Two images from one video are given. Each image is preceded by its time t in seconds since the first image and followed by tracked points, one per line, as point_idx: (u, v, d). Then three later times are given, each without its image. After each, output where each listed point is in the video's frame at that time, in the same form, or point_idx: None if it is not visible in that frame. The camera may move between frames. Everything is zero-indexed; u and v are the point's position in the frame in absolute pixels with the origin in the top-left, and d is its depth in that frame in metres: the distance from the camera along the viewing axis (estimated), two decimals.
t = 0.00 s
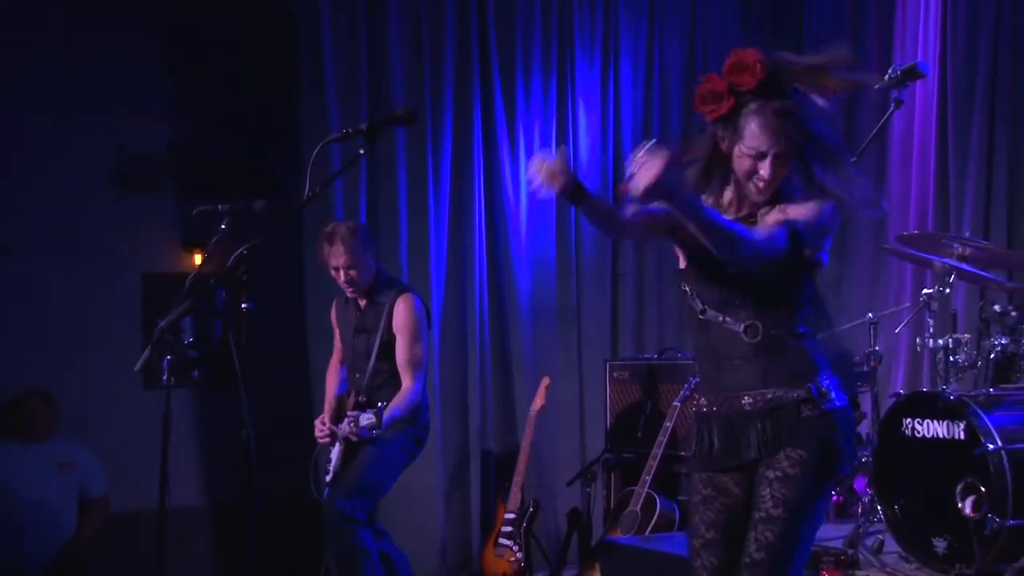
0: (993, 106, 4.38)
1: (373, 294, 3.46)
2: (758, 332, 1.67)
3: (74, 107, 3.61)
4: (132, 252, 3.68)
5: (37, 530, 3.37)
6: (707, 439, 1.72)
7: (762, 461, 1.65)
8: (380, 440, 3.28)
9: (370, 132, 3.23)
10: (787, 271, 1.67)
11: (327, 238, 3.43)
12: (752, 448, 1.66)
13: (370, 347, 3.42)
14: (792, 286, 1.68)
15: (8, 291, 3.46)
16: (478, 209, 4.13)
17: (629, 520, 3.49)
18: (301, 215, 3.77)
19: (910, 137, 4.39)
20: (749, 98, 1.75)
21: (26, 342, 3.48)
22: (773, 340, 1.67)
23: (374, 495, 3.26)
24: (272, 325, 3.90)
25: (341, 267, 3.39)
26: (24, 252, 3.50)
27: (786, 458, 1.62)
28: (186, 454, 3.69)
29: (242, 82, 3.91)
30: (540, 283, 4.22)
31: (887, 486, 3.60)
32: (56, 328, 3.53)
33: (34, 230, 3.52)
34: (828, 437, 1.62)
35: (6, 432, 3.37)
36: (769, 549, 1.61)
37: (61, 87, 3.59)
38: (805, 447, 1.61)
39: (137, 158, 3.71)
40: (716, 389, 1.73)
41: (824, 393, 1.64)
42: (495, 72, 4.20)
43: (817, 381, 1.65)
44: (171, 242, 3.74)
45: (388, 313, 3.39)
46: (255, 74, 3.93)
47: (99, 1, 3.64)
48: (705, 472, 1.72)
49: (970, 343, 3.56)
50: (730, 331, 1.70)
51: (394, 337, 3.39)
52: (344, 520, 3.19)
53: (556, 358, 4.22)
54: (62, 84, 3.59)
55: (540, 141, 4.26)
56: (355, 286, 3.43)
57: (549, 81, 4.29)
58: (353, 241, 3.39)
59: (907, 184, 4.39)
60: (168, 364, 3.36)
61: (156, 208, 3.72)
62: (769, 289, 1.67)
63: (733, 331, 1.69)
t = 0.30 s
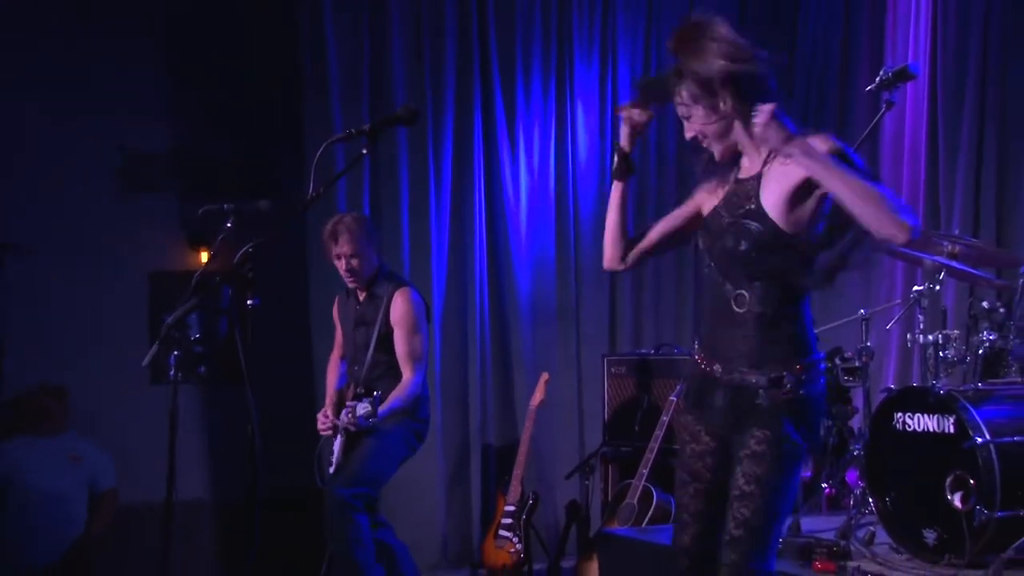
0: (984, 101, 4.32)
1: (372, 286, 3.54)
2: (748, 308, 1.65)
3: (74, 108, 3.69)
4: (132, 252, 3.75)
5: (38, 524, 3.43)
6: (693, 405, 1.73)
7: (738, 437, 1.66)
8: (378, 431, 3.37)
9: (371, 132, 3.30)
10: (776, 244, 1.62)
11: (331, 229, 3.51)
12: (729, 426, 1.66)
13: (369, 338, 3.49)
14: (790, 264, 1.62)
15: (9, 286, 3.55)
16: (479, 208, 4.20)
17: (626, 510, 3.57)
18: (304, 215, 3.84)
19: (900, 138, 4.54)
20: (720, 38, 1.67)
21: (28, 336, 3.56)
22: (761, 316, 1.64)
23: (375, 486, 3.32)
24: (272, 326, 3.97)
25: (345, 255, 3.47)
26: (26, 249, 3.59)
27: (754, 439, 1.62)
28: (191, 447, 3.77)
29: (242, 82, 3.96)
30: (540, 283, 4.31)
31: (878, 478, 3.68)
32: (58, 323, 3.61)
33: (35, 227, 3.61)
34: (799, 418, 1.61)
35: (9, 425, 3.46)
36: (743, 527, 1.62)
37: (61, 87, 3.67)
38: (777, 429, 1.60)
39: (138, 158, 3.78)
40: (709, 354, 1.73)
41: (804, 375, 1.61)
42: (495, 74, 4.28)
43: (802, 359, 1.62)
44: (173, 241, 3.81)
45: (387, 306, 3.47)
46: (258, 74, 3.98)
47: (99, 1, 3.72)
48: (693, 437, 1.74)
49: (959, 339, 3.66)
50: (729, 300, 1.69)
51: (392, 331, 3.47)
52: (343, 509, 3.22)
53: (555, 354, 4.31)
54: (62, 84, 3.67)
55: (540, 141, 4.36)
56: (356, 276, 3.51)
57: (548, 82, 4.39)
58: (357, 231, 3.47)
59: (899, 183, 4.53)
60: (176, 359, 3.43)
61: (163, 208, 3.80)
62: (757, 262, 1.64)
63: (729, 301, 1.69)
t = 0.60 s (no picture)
0: (969, 105, 4.45)
1: (372, 283, 3.61)
2: (789, 314, 1.50)
3: (74, 108, 3.72)
4: (137, 251, 3.82)
5: (44, 522, 3.42)
6: (721, 414, 1.54)
7: (783, 451, 1.49)
8: (379, 427, 3.42)
9: (372, 133, 3.37)
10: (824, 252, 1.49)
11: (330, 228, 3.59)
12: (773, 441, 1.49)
13: (369, 334, 3.57)
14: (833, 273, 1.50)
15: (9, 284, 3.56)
16: (478, 207, 4.30)
17: (622, 504, 3.66)
18: (306, 216, 3.93)
19: (889, 139, 4.58)
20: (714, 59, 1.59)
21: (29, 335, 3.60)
22: (802, 325, 1.49)
23: (376, 480, 3.39)
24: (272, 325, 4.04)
25: (342, 255, 3.55)
26: (27, 248, 3.61)
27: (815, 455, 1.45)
28: (196, 442, 3.84)
29: (242, 82, 4.03)
30: (537, 280, 4.40)
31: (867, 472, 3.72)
32: (59, 321, 3.65)
33: (37, 227, 3.63)
34: (857, 429, 1.46)
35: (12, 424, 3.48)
36: (802, 554, 1.46)
37: (61, 86, 3.70)
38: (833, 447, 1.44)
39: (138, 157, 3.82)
40: (735, 362, 1.56)
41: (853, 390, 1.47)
42: (493, 76, 4.37)
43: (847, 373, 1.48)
44: (175, 239, 3.89)
45: (386, 304, 3.53)
46: (258, 74, 4.06)
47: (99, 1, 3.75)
48: (714, 444, 1.55)
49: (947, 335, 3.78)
50: (768, 305, 1.52)
51: (391, 329, 3.54)
52: (343, 505, 3.31)
53: (551, 351, 4.41)
54: (63, 84, 3.69)
55: (537, 142, 4.44)
56: (355, 275, 3.59)
57: (546, 85, 4.48)
58: (355, 231, 3.55)
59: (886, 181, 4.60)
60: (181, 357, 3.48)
61: (169, 207, 3.88)
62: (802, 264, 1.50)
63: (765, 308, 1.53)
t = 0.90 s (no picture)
0: (957, 105, 4.54)
1: (368, 288, 3.68)
2: (782, 325, 1.60)
3: (74, 107, 3.71)
4: (143, 250, 3.89)
5: (50, 514, 3.51)
6: (721, 418, 1.62)
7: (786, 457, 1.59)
8: (377, 427, 3.49)
9: (375, 134, 3.41)
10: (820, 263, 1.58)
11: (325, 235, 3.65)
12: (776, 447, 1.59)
13: (367, 333, 3.66)
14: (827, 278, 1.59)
15: (9, 283, 3.53)
16: (477, 207, 4.38)
17: (618, 499, 3.73)
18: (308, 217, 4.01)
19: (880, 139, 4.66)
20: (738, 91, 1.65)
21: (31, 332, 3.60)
22: (797, 335, 1.59)
23: (375, 478, 3.46)
24: (273, 326, 4.12)
25: (337, 260, 3.61)
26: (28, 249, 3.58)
27: (813, 455, 1.55)
28: (201, 437, 3.91)
29: (243, 81, 4.22)
30: (536, 279, 4.48)
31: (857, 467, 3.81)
32: (60, 318, 3.67)
33: (37, 226, 3.60)
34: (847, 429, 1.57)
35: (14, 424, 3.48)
36: (813, 562, 1.56)
37: (63, 86, 3.67)
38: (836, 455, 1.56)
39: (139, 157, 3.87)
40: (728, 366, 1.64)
41: (844, 395, 1.58)
42: (492, 78, 4.46)
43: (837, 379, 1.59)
44: (177, 237, 3.96)
45: (383, 305, 3.61)
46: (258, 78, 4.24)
47: (99, 2, 3.75)
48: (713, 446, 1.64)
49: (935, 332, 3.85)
50: (761, 312, 1.62)
51: (389, 331, 3.60)
52: (343, 502, 3.38)
53: (549, 348, 4.48)
54: (63, 83, 3.67)
55: (535, 143, 4.53)
56: (352, 280, 3.67)
57: (543, 86, 4.55)
58: (348, 236, 3.59)
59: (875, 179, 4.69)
60: (186, 353, 3.53)
61: (174, 207, 3.96)
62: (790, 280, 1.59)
63: (758, 313, 1.62)
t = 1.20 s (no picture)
0: (948, 104, 4.62)
1: (368, 284, 3.75)
2: (744, 325, 1.43)
3: (73, 107, 3.87)
4: (149, 248, 3.98)
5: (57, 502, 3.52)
6: (671, 427, 1.44)
7: (740, 471, 1.44)
8: (377, 420, 3.55)
9: (377, 134, 3.47)
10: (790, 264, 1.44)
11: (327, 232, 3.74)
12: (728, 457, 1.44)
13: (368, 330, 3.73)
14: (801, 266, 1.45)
15: (10, 276, 3.69)
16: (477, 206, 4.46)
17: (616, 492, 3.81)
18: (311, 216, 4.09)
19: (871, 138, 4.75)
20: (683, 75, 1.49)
21: (32, 324, 3.72)
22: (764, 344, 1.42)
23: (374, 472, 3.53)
24: (273, 325, 4.20)
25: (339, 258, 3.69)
26: (30, 242, 3.75)
27: (775, 471, 1.41)
28: (207, 431, 4.02)
29: (243, 82, 4.23)
30: (535, 277, 4.56)
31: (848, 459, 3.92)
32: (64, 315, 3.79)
33: (35, 221, 3.77)
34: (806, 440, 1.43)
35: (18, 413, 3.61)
36: None
37: (62, 86, 3.84)
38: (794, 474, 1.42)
39: (138, 157, 3.98)
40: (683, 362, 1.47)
41: (802, 410, 1.43)
42: (491, 78, 4.54)
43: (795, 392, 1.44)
44: (180, 236, 4.04)
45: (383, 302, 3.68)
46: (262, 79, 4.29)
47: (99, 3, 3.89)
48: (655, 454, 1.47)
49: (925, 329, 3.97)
50: (722, 308, 1.45)
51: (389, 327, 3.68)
52: (344, 494, 3.45)
53: (548, 345, 4.56)
54: (63, 84, 3.84)
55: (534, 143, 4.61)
56: (353, 276, 3.74)
57: (542, 87, 4.64)
58: (348, 236, 3.67)
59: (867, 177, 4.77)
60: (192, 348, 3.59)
61: (180, 206, 4.04)
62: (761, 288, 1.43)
63: (724, 312, 1.45)
